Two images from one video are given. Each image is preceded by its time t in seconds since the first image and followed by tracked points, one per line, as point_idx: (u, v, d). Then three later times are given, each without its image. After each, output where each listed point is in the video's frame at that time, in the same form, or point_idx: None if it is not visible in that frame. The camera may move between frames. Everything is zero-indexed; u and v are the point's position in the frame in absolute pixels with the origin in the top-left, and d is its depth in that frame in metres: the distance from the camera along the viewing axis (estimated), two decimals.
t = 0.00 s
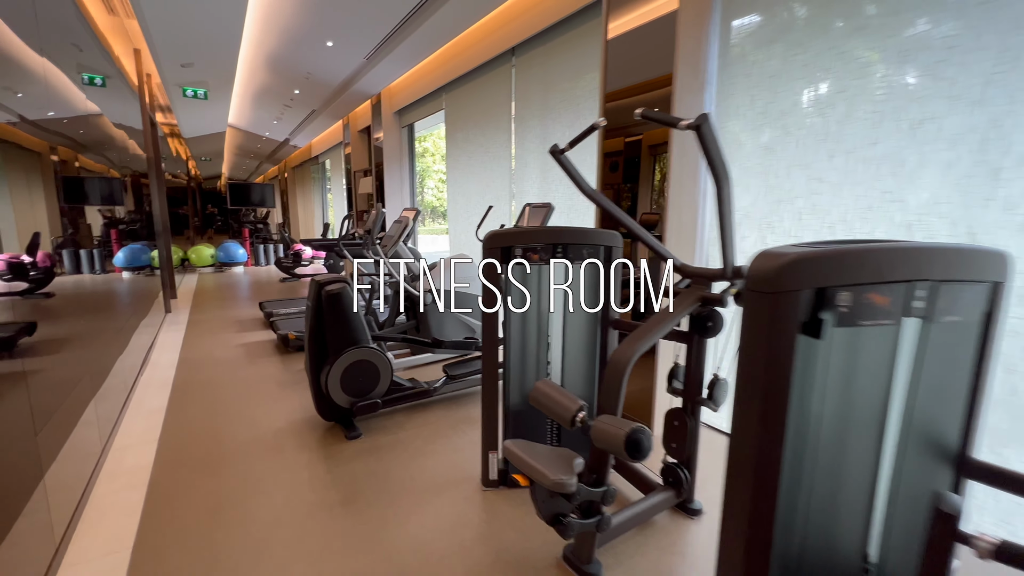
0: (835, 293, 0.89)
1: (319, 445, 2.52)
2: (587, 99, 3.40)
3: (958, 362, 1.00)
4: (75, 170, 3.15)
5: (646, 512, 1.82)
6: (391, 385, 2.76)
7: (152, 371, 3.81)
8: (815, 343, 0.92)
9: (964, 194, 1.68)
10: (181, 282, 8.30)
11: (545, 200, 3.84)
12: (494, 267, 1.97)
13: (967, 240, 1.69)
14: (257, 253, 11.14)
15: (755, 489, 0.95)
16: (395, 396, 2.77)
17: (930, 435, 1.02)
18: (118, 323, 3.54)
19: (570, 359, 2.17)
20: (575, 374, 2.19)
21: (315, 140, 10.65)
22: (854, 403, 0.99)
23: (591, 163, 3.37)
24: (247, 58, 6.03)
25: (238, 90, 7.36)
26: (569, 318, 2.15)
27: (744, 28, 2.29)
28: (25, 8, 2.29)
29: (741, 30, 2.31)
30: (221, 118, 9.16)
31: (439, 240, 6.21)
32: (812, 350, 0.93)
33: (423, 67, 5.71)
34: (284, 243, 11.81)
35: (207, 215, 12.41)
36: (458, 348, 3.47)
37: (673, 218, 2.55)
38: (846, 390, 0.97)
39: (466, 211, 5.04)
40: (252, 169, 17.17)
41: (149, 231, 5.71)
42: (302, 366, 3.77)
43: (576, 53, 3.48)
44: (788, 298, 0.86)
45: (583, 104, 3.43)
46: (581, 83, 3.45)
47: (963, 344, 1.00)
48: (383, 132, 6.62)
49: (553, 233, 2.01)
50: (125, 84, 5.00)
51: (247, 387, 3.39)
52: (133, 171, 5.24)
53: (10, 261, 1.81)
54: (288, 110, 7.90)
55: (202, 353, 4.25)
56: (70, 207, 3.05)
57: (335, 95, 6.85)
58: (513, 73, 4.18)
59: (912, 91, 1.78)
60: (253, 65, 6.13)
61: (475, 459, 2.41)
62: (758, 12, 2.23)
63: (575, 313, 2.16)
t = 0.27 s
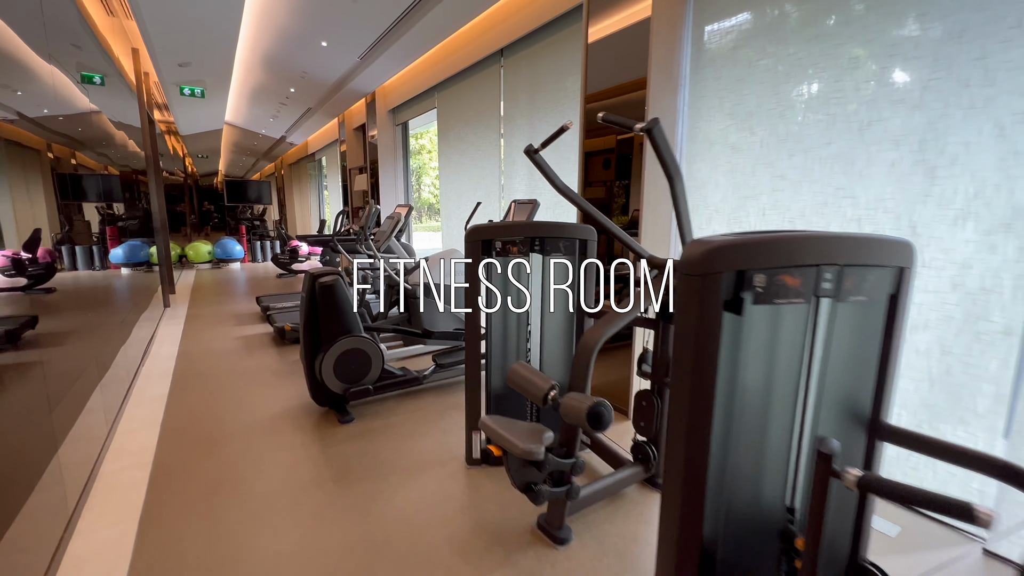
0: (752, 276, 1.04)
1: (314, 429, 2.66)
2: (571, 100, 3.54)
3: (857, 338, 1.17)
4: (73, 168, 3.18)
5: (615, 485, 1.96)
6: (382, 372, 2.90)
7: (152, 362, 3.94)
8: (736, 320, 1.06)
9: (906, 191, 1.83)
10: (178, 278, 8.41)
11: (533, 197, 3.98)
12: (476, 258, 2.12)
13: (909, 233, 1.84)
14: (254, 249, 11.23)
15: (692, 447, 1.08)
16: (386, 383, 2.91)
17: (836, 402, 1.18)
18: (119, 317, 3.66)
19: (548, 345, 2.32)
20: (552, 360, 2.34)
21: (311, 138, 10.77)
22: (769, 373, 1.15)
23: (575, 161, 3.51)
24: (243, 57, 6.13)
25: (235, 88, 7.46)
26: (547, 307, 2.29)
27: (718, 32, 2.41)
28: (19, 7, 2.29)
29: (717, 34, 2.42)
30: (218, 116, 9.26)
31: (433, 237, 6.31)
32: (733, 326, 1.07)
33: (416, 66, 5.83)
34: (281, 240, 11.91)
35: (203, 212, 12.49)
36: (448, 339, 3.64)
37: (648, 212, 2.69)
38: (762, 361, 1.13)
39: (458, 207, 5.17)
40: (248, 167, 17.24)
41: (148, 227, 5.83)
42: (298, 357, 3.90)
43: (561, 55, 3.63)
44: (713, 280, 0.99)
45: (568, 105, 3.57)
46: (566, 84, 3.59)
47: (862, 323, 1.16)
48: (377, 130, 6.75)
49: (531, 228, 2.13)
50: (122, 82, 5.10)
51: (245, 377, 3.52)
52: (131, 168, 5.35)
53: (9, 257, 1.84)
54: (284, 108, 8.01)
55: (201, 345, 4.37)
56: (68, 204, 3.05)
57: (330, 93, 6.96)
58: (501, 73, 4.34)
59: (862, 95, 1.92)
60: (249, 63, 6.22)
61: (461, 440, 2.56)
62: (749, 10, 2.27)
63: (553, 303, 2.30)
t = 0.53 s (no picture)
0: (687, 261, 1.19)
1: (310, 412, 2.82)
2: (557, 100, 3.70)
3: (782, 317, 1.33)
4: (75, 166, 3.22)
5: (588, 459, 2.11)
6: (374, 359, 3.06)
7: (154, 353, 4.09)
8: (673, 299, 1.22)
9: (854, 187, 1.98)
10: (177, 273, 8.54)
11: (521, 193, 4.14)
12: (460, 250, 2.31)
13: (856, 226, 2.00)
14: (251, 245, 11.36)
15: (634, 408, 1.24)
16: (378, 370, 3.06)
17: (764, 374, 1.34)
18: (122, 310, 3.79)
19: (528, 333, 2.47)
20: (532, 346, 2.48)
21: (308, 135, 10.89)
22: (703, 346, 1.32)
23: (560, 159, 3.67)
24: (240, 56, 6.25)
25: (232, 87, 7.58)
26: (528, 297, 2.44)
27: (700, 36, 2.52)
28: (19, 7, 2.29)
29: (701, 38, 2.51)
30: (215, 114, 9.35)
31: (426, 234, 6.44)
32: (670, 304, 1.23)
33: (410, 65, 5.95)
34: (278, 237, 12.03)
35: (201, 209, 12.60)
36: (440, 329, 3.80)
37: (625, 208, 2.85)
38: (696, 336, 1.30)
39: (451, 204, 5.33)
40: (245, 163, 17.32)
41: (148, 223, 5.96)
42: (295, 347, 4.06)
43: (548, 58, 3.79)
44: (654, 263, 1.14)
45: (554, 105, 3.73)
46: (553, 85, 3.75)
47: (785, 304, 1.33)
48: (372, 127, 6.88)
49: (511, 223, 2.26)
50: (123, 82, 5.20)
51: (244, 366, 3.68)
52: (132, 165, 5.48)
53: (13, 253, 1.82)
54: (281, 105, 8.12)
55: (201, 337, 4.52)
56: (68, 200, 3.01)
57: (325, 92, 7.09)
58: (491, 74, 4.53)
59: (819, 99, 2.06)
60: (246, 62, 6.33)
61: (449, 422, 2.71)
62: (739, 10, 2.33)
63: (533, 293, 2.44)
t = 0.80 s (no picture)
0: (635, 257, 1.34)
1: (306, 403, 2.97)
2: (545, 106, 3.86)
3: (724, 307, 1.48)
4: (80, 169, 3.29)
5: (563, 444, 2.27)
6: (367, 353, 3.21)
7: (156, 349, 4.24)
8: (622, 290, 1.38)
9: (810, 190, 2.13)
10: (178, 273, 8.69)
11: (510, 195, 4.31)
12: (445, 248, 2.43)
13: (812, 225, 2.14)
14: (251, 246, 11.52)
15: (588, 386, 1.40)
16: (371, 364, 3.22)
17: (709, 357, 1.49)
18: (126, 307, 3.92)
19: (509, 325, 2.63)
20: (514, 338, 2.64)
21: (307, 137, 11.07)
22: (651, 332, 1.48)
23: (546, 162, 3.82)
24: (239, 61, 6.40)
25: (231, 90, 7.73)
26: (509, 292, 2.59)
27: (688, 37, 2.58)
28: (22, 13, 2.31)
29: (695, 40, 2.55)
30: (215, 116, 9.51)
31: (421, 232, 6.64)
32: (620, 295, 1.38)
33: (405, 69, 6.10)
34: (277, 237, 12.19)
35: (201, 210, 12.76)
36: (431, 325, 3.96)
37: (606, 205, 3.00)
38: (646, 323, 1.46)
39: (445, 205, 5.48)
40: (245, 164, 17.48)
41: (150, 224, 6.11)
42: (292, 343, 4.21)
43: (536, 65, 3.96)
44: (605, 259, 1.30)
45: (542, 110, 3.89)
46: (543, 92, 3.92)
47: (726, 295, 1.48)
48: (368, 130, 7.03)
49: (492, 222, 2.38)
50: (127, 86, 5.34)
51: (243, 361, 3.83)
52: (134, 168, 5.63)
53: (14, 253, 1.82)
54: (279, 108, 8.28)
55: (201, 334, 4.67)
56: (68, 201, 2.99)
57: (323, 95, 7.25)
58: (482, 78, 4.74)
59: (780, 107, 2.21)
60: (246, 66, 6.46)
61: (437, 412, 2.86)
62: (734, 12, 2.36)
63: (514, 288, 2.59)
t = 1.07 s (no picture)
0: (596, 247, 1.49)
1: (304, 389, 3.13)
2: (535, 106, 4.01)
3: (681, 293, 1.62)
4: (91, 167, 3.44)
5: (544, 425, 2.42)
6: (363, 343, 3.36)
7: (162, 340, 4.40)
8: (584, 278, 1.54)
9: (775, 186, 2.27)
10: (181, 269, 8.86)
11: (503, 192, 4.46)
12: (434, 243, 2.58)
13: (777, 220, 2.28)
14: (253, 242, 11.69)
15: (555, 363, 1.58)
16: (366, 353, 3.38)
17: (666, 340, 1.63)
18: (133, 301, 4.07)
19: (496, 316, 2.78)
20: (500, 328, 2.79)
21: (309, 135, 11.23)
22: (614, 317, 1.63)
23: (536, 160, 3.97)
24: (241, 61, 6.55)
25: (233, 89, 7.89)
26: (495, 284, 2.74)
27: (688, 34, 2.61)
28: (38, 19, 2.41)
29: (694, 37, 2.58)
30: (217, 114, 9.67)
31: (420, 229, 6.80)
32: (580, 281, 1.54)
33: (403, 69, 6.23)
34: (279, 234, 12.36)
35: (204, 207, 12.93)
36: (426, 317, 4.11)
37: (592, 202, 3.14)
38: (607, 308, 1.60)
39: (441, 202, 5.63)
40: (247, 162, 17.65)
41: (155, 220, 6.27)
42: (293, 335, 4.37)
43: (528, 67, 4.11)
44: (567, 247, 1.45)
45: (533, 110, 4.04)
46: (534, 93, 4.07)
47: (682, 284, 1.62)
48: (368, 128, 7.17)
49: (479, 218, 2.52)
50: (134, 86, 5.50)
51: (245, 351, 3.99)
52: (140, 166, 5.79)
53: (21, 250, 1.84)
54: (280, 107, 8.43)
55: (205, 326, 4.83)
56: (75, 198, 3.04)
57: (323, 94, 7.39)
58: (477, 80, 4.88)
59: (750, 108, 2.35)
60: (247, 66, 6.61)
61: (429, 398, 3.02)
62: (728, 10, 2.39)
63: (500, 281, 2.74)
